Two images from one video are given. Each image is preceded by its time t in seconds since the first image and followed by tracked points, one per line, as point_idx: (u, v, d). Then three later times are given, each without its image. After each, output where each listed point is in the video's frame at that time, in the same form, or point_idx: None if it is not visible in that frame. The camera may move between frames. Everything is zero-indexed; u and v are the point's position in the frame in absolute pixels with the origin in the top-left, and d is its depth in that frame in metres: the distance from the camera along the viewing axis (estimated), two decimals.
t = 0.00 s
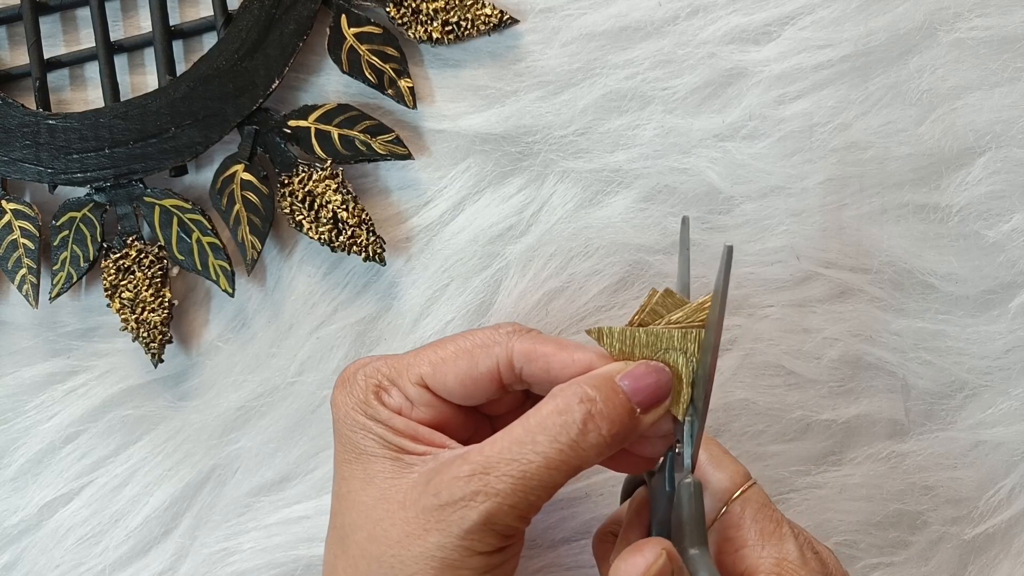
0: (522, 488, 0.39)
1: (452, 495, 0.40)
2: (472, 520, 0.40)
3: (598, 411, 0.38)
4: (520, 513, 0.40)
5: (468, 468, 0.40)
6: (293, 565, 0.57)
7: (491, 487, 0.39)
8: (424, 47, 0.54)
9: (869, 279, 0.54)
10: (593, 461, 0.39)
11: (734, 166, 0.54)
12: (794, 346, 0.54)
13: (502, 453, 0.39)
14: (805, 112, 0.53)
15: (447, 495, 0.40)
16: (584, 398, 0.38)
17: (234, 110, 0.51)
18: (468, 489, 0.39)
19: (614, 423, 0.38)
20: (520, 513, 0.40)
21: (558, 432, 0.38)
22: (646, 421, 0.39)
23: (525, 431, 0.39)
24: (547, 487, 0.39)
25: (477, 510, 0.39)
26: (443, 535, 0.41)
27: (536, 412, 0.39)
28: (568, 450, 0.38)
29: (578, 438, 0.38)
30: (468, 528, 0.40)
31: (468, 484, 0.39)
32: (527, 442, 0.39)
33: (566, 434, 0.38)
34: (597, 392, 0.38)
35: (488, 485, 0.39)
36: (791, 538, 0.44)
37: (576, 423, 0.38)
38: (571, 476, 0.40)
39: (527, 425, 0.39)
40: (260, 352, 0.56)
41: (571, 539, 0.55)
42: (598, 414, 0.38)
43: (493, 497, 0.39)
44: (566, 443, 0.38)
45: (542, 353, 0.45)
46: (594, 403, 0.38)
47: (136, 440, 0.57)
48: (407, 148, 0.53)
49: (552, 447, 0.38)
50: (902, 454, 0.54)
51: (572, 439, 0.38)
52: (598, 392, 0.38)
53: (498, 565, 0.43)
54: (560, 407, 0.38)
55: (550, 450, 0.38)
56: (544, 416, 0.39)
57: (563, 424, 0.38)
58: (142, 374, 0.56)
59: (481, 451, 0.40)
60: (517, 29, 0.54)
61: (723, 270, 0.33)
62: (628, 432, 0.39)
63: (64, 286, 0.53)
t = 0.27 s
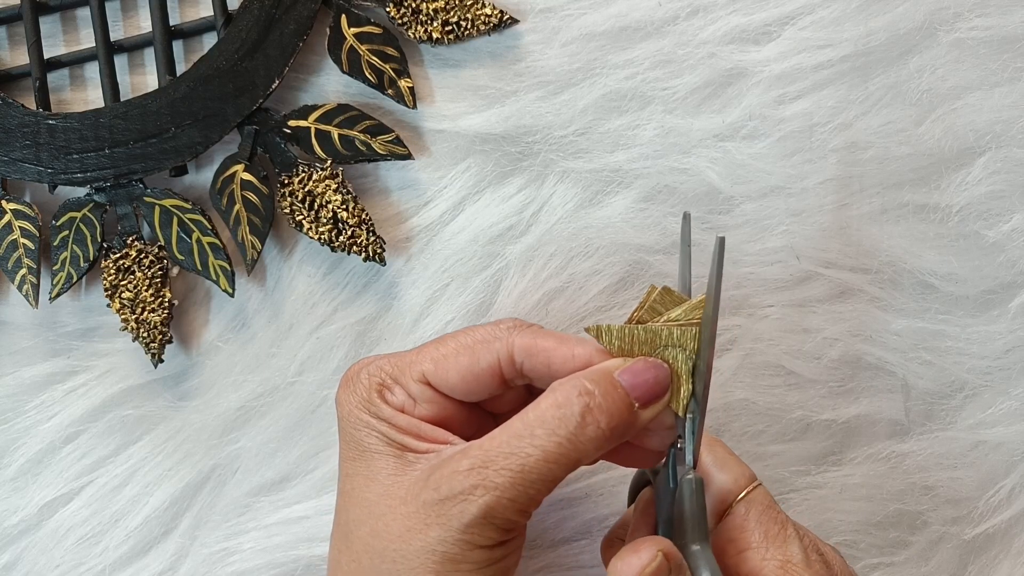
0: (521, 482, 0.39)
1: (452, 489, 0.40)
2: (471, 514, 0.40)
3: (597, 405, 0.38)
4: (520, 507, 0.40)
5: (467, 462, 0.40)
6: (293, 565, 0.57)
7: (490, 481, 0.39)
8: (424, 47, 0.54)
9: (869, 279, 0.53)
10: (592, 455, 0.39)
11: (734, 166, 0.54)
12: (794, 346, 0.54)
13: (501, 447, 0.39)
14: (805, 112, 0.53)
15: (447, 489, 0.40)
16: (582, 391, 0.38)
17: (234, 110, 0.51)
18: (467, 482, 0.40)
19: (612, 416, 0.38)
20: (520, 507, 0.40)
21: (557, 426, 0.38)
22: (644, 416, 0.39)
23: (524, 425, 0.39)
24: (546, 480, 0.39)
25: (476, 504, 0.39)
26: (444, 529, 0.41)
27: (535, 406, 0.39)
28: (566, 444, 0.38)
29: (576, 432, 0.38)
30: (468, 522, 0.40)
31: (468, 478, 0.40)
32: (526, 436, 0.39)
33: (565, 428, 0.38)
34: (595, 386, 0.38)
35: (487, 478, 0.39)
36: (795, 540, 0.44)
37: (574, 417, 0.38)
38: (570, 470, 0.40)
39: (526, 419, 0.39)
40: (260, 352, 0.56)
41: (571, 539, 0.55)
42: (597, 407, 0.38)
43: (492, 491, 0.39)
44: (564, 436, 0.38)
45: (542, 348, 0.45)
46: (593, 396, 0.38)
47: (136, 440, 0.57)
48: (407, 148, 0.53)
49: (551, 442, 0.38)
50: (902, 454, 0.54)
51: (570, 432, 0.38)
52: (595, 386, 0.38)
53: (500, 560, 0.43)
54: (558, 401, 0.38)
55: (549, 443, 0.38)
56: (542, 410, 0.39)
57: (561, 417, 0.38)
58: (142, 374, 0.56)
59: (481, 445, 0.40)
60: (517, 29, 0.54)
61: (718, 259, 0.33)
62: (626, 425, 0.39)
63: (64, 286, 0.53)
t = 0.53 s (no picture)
0: (517, 479, 0.39)
1: (450, 486, 0.40)
2: (469, 511, 0.40)
3: (594, 403, 0.38)
4: (517, 505, 0.40)
5: (465, 459, 0.40)
6: (293, 565, 0.57)
7: (488, 479, 0.39)
8: (424, 47, 0.54)
9: (869, 279, 0.53)
10: (589, 453, 0.39)
11: (734, 166, 0.54)
12: (794, 346, 0.54)
13: (498, 444, 0.39)
14: (805, 112, 0.53)
15: (445, 486, 0.40)
16: (579, 388, 0.38)
17: (235, 110, 0.51)
18: (465, 479, 0.40)
19: (609, 415, 0.38)
20: (517, 504, 0.40)
21: (554, 424, 0.38)
22: (641, 415, 0.39)
23: (521, 422, 0.39)
24: (543, 478, 0.39)
25: (474, 501, 0.39)
26: (442, 526, 0.40)
27: (532, 404, 0.39)
28: (562, 442, 0.38)
29: (573, 430, 0.38)
30: (466, 519, 0.40)
31: (465, 475, 0.40)
32: (523, 434, 0.39)
33: (562, 426, 0.38)
34: (592, 385, 0.38)
35: (484, 475, 0.39)
36: (821, 539, 0.42)
37: (571, 414, 0.38)
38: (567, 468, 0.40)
39: (522, 417, 0.39)
40: (260, 352, 0.56)
41: (571, 539, 0.55)
42: (594, 405, 0.38)
43: (489, 488, 0.39)
44: (561, 434, 0.38)
45: (540, 344, 0.45)
46: (590, 394, 0.38)
47: (136, 440, 0.57)
48: (407, 148, 0.53)
49: (548, 440, 0.38)
50: (902, 454, 0.54)
51: (567, 430, 0.38)
52: (593, 384, 0.38)
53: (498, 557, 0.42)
54: (556, 399, 0.38)
55: (545, 441, 0.38)
56: (539, 407, 0.39)
57: (558, 415, 0.38)
58: (142, 374, 0.56)
59: (478, 443, 0.40)
60: (517, 29, 0.54)
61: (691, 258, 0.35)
62: (622, 423, 0.39)
63: (63, 286, 0.53)
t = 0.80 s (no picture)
0: (522, 466, 0.40)
1: (456, 471, 0.40)
2: (474, 497, 0.40)
3: (599, 394, 0.39)
4: (520, 491, 0.41)
5: (473, 445, 0.40)
6: (293, 565, 0.57)
7: (494, 465, 0.40)
8: (424, 47, 0.54)
9: (869, 279, 0.53)
10: (594, 440, 0.40)
11: (734, 166, 0.54)
12: (794, 346, 0.54)
13: (505, 431, 0.40)
14: (805, 112, 0.53)
15: (452, 470, 0.40)
16: (584, 379, 0.39)
17: (234, 110, 0.51)
18: (472, 464, 0.40)
19: (613, 406, 0.39)
20: (521, 490, 0.41)
21: (561, 411, 0.39)
22: (646, 401, 0.40)
23: (530, 410, 0.40)
24: (548, 464, 0.40)
25: (479, 486, 0.40)
26: (444, 511, 0.40)
27: (540, 392, 0.40)
28: (568, 429, 0.39)
29: (579, 420, 0.39)
30: (469, 505, 0.40)
31: (472, 461, 0.40)
32: (530, 421, 0.39)
33: (568, 416, 0.39)
34: (596, 376, 0.39)
35: (491, 461, 0.40)
36: (858, 517, 0.44)
37: (577, 404, 0.39)
38: (572, 453, 0.41)
39: (531, 404, 0.40)
40: (260, 352, 0.56)
41: (571, 539, 0.55)
42: (598, 397, 0.38)
43: (496, 472, 0.40)
44: (567, 422, 0.39)
45: (553, 322, 0.46)
46: (595, 386, 0.39)
47: (136, 440, 0.57)
48: (407, 148, 0.53)
49: (553, 426, 0.39)
50: (901, 454, 0.54)
51: (572, 420, 0.39)
52: (600, 374, 0.39)
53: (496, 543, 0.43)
54: (563, 386, 0.39)
55: (552, 430, 0.39)
56: (547, 396, 0.39)
57: (566, 405, 0.39)
58: (142, 374, 0.56)
59: (488, 428, 0.40)
60: (517, 29, 0.54)
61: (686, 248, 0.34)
62: (628, 413, 0.39)
63: (63, 286, 0.53)
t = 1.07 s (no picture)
0: (538, 484, 0.39)
1: (470, 489, 0.40)
2: (489, 516, 0.40)
3: (621, 411, 0.38)
4: (537, 510, 0.40)
5: (486, 462, 0.40)
6: (293, 565, 0.57)
7: (508, 483, 0.39)
8: (424, 47, 0.54)
9: (869, 279, 0.53)
10: (613, 458, 0.39)
11: (734, 166, 0.54)
12: (794, 346, 0.54)
13: (521, 448, 0.39)
14: (805, 112, 0.53)
15: (464, 488, 0.40)
16: (608, 394, 0.38)
17: (234, 110, 0.51)
18: (486, 482, 0.39)
19: (635, 423, 0.38)
20: (539, 509, 0.40)
21: (580, 429, 0.38)
22: (665, 422, 0.39)
23: (546, 425, 0.39)
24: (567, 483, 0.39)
25: (493, 505, 0.39)
26: (460, 529, 0.40)
27: (558, 407, 0.39)
28: (588, 446, 0.38)
29: (598, 436, 0.38)
30: (485, 524, 0.40)
31: (486, 479, 0.40)
32: (548, 437, 0.38)
33: (587, 432, 0.38)
34: (618, 390, 0.38)
35: (505, 480, 0.39)
36: (854, 513, 0.42)
37: (598, 421, 0.38)
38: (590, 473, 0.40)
39: (550, 419, 0.39)
40: (260, 352, 0.56)
41: (571, 539, 0.55)
42: (621, 412, 0.38)
43: (510, 493, 0.39)
44: (586, 439, 0.38)
45: (570, 333, 0.46)
46: (618, 401, 0.38)
47: (136, 440, 0.57)
48: (407, 148, 0.53)
49: (572, 443, 0.38)
50: (901, 454, 0.54)
51: (592, 437, 0.38)
52: (621, 389, 0.38)
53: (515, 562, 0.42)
54: (583, 403, 0.38)
55: (569, 447, 0.38)
56: (566, 411, 0.38)
57: (584, 421, 0.38)
58: (141, 374, 0.56)
59: (504, 445, 0.40)
60: (517, 29, 0.54)
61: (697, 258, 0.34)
62: (649, 431, 0.39)
63: (63, 286, 0.53)
